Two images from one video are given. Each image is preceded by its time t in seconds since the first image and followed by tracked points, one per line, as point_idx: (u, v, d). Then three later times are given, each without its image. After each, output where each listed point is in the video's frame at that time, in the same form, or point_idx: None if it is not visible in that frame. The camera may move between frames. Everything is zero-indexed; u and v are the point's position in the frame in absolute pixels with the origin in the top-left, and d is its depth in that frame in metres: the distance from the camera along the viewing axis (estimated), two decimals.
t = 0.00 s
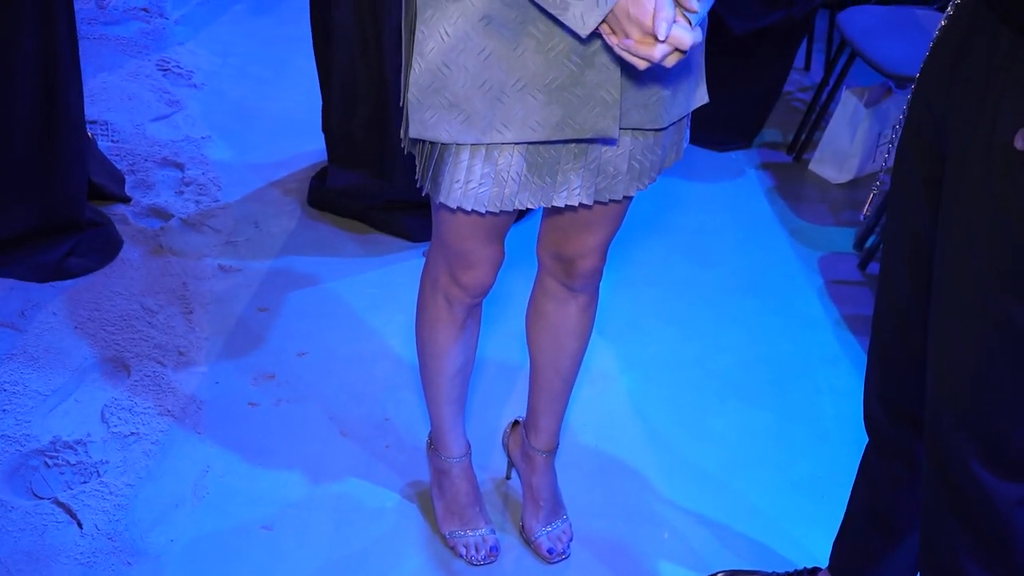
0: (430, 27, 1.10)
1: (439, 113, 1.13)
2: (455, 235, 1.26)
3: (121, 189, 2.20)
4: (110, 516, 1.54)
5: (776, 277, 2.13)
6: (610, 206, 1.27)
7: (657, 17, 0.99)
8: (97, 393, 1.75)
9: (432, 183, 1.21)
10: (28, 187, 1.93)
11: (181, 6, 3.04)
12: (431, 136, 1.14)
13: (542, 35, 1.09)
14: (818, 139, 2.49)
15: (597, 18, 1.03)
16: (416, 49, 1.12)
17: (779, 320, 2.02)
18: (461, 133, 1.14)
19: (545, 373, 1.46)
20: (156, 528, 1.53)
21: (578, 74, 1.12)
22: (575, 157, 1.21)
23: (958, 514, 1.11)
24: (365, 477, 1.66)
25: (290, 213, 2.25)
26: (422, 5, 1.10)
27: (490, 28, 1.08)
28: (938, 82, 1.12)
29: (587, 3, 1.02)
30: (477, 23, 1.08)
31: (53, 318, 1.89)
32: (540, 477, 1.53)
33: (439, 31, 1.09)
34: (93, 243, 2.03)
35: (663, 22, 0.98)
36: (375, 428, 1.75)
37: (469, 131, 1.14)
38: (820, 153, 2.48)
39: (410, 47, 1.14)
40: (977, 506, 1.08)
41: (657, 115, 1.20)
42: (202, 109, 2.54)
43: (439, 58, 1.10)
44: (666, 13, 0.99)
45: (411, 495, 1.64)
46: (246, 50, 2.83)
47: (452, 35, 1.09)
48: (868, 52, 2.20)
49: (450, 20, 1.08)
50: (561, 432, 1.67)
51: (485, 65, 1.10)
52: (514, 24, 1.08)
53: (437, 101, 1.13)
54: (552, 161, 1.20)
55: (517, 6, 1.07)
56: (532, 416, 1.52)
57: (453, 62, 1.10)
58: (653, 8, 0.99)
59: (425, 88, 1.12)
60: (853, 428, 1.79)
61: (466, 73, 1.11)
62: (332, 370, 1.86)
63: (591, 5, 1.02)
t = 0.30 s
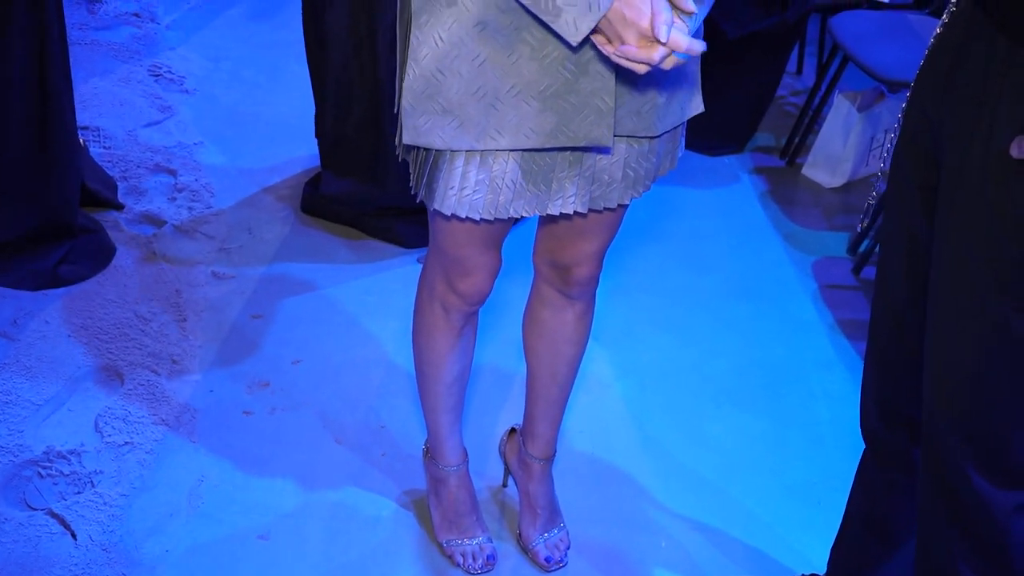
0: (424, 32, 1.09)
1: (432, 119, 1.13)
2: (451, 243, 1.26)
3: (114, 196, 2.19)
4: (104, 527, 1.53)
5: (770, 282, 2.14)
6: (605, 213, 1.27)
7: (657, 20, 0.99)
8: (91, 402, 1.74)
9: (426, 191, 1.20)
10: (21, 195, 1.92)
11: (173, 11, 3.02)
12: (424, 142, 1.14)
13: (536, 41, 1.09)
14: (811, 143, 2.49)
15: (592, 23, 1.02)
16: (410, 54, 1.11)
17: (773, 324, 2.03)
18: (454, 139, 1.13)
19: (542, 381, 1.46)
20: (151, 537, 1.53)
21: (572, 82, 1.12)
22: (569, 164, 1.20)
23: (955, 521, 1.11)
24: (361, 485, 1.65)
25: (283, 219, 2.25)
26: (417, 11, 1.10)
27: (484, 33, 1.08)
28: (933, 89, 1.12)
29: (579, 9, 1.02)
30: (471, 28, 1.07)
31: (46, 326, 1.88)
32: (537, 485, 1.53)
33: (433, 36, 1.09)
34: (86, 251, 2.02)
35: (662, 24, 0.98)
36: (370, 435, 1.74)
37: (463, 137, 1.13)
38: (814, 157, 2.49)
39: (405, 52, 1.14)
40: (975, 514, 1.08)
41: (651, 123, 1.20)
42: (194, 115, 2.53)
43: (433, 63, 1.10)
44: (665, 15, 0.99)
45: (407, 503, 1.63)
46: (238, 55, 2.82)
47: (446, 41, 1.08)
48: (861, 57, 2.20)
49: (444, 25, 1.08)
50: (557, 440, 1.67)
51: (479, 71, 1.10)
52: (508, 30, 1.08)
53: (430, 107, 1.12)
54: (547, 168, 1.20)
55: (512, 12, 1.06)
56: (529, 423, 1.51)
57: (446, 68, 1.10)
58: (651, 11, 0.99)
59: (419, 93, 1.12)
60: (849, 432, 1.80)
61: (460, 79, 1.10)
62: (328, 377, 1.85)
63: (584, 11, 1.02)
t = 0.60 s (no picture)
0: (422, 48, 1.09)
1: (430, 134, 1.13)
2: (450, 257, 1.26)
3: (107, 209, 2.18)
4: (100, 544, 1.52)
5: (766, 291, 2.15)
6: (605, 226, 1.27)
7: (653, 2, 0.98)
8: (86, 418, 1.73)
9: (426, 206, 1.20)
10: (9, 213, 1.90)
11: (165, 22, 3.02)
12: (423, 158, 1.14)
13: (534, 55, 1.08)
14: (804, 152, 2.50)
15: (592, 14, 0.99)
16: (408, 70, 1.11)
17: (769, 334, 2.03)
18: (453, 154, 1.13)
19: (540, 393, 1.46)
20: (148, 553, 1.51)
21: (571, 95, 1.11)
22: (569, 177, 1.20)
23: (954, 534, 1.12)
24: (359, 499, 1.65)
25: (278, 231, 2.24)
26: (415, 26, 1.10)
27: (483, 48, 1.08)
28: (930, 102, 1.13)
29: (573, 8, 0.99)
30: (469, 43, 1.07)
31: (41, 341, 1.87)
32: (535, 497, 1.53)
33: (431, 51, 1.09)
34: (80, 266, 2.01)
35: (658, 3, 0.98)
36: (368, 449, 1.74)
37: (462, 152, 1.13)
38: (807, 165, 2.50)
39: (403, 68, 1.14)
40: (975, 526, 1.08)
41: (653, 136, 1.21)
42: (187, 126, 2.52)
43: (431, 78, 1.10)
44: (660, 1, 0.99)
45: (405, 517, 1.63)
46: (232, 66, 2.82)
47: (445, 56, 1.08)
48: (855, 66, 2.21)
49: (442, 40, 1.08)
50: (556, 452, 1.67)
51: (478, 85, 1.10)
52: (506, 45, 1.08)
53: (429, 122, 1.12)
54: (546, 182, 1.20)
55: (510, 26, 1.06)
56: (528, 435, 1.51)
57: (444, 83, 1.10)
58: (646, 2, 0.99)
59: (416, 108, 1.12)
60: (846, 442, 1.80)
61: (458, 94, 1.10)
62: (324, 390, 1.85)
63: (577, 11, 0.99)
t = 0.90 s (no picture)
0: (420, 73, 1.09)
1: (429, 159, 1.13)
2: (447, 281, 1.26)
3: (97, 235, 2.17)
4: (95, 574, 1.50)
5: (758, 307, 2.15)
6: (602, 248, 1.27)
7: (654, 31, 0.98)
8: (79, 446, 1.72)
9: (424, 231, 1.20)
10: None
11: (154, 45, 3.02)
12: (422, 182, 1.14)
13: (532, 79, 1.09)
14: (794, 168, 2.52)
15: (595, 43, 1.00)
16: (406, 95, 1.11)
17: (763, 350, 2.04)
18: (452, 178, 1.13)
19: (537, 416, 1.45)
20: None
21: (568, 118, 1.12)
22: (567, 200, 1.21)
23: (954, 553, 1.12)
24: (356, 524, 1.63)
25: (270, 253, 2.24)
26: (412, 51, 1.10)
27: (480, 72, 1.08)
28: (924, 121, 1.13)
29: (580, 34, 1.00)
30: (466, 68, 1.08)
31: (32, 369, 1.85)
32: (533, 520, 1.52)
33: (429, 76, 1.09)
34: (71, 292, 2.00)
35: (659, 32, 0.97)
36: (364, 473, 1.73)
37: (460, 176, 1.13)
38: (797, 181, 2.52)
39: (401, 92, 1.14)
40: (975, 545, 1.09)
41: (652, 158, 1.21)
42: (178, 149, 2.52)
43: (429, 103, 1.10)
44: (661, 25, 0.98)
45: (402, 541, 1.61)
46: (222, 88, 2.82)
47: (442, 81, 1.08)
48: (843, 82, 2.23)
49: (439, 66, 1.08)
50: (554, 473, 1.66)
51: (475, 110, 1.10)
52: (503, 69, 1.08)
53: (427, 147, 1.12)
54: (544, 205, 1.20)
55: (506, 50, 1.07)
56: (526, 458, 1.50)
57: (442, 108, 1.10)
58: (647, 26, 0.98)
59: (415, 133, 1.12)
60: (842, 457, 1.80)
61: (456, 118, 1.10)
62: (319, 414, 1.84)
63: (584, 36, 1.00)
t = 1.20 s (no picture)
0: (407, 114, 1.10)
1: (419, 199, 1.12)
2: (438, 320, 1.25)
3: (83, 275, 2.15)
4: None
5: (748, 333, 2.16)
6: (593, 282, 1.27)
7: (647, 65, 0.97)
8: (66, 492, 1.69)
9: (415, 270, 1.20)
10: None
11: (137, 83, 3.02)
12: (412, 223, 1.13)
13: (520, 114, 1.09)
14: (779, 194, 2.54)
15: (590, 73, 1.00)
16: (395, 137, 1.12)
17: (754, 375, 2.04)
18: (443, 217, 1.13)
19: (531, 451, 1.45)
20: None
21: (557, 153, 1.11)
22: (557, 235, 1.21)
23: None
24: (349, 563, 1.61)
25: (257, 289, 2.23)
26: (400, 92, 1.11)
27: (469, 109, 1.08)
28: (912, 152, 1.14)
29: (573, 66, 1.00)
30: (455, 106, 1.08)
31: (18, 413, 1.83)
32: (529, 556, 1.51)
33: (417, 116, 1.09)
34: (57, 334, 1.98)
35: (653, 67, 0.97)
36: (357, 511, 1.71)
37: (451, 215, 1.13)
38: (782, 206, 2.53)
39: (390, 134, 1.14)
40: None
41: (640, 192, 1.22)
42: (163, 187, 2.51)
43: (418, 143, 1.10)
44: (655, 59, 0.97)
45: None
46: (206, 123, 2.82)
47: (431, 120, 1.09)
48: (825, 107, 2.25)
49: (428, 105, 1.08)
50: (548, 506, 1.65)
51: (465, 147, 1.10)
52: (492, 107, 1.08)
53: (417, 187, 1.12)
54: (534, 241, 1.20)
55: (494, 87, 1.07)
56: (520, 493, 1.49)
57: (431, 147, 1.10)
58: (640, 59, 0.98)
59: (405, 173, 1.12)
60: (836, 482, 1.80)
61: (446, 157, 1.10)
62: (311, 452, 1.82)
63: (578, 67, 1.00)
